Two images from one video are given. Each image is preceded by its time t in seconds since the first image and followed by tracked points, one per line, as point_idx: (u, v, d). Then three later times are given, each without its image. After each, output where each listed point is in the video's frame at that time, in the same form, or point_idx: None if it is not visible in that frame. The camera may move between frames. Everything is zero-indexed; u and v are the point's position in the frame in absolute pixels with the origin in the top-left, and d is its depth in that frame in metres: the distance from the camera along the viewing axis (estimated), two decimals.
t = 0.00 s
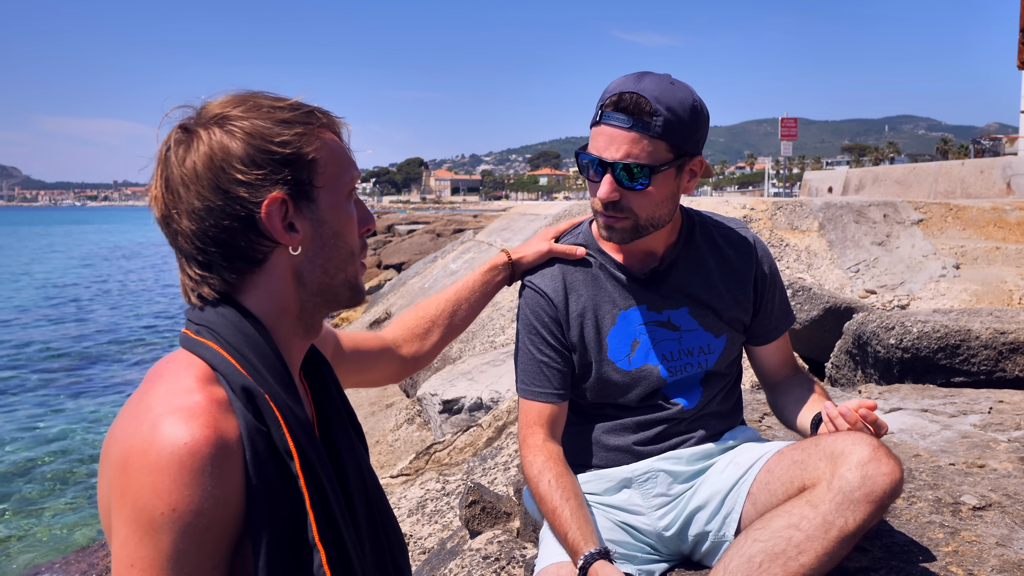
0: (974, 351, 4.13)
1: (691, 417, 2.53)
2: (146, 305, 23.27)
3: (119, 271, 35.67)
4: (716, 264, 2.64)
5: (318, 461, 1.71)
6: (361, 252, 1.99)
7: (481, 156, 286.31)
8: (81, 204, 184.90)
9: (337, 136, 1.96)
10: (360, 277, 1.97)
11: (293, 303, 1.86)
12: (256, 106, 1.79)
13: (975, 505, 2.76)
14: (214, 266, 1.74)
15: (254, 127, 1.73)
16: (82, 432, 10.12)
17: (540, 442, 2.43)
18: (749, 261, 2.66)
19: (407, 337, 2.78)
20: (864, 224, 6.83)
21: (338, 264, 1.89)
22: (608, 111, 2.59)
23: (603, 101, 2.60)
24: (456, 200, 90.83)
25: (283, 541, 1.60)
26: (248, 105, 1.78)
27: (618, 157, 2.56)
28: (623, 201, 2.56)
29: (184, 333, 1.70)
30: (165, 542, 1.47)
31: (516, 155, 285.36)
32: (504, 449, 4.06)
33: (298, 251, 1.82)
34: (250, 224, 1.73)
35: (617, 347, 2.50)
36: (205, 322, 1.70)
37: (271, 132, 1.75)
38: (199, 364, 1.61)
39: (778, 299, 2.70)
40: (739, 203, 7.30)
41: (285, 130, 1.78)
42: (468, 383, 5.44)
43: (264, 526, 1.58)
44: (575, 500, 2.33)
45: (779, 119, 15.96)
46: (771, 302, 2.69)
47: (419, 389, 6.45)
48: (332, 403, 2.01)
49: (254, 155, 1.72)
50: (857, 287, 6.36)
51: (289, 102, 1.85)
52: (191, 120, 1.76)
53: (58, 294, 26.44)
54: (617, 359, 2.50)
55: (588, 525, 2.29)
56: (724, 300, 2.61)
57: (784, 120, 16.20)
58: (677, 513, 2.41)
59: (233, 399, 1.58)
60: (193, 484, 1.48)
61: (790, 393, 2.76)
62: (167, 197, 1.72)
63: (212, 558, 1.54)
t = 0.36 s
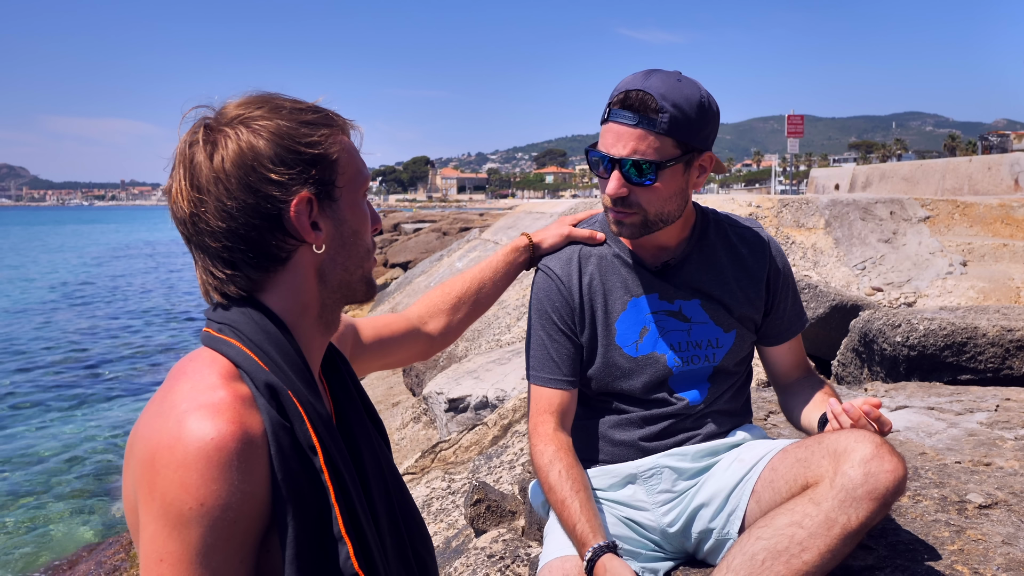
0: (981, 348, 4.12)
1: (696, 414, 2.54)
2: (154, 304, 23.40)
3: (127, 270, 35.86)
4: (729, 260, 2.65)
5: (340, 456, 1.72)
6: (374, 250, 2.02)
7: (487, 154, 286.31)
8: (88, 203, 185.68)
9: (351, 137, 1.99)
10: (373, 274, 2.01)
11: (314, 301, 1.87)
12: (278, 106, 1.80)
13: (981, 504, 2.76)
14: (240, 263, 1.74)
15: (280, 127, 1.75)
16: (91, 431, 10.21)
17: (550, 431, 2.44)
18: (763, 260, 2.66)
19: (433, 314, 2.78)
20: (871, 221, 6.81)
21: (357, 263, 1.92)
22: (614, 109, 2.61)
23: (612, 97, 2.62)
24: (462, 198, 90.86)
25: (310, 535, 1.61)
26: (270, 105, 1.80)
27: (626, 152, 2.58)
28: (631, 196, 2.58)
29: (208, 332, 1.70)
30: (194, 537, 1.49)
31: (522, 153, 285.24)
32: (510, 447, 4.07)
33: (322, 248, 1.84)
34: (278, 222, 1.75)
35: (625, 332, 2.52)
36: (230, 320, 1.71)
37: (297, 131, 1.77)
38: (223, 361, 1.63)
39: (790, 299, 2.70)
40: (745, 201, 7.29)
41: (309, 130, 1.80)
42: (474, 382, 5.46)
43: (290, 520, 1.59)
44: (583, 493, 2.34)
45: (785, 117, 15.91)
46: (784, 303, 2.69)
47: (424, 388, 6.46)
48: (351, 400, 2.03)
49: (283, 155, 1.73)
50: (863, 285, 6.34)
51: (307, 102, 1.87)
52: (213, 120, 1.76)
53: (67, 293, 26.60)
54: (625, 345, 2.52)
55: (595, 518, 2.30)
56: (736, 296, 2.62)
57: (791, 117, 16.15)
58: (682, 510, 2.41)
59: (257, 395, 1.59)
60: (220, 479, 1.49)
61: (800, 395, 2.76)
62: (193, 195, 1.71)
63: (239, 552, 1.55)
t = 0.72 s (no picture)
0: (988, 347, 4.11)
1: (705, 413, 2.54)
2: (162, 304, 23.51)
3: (135, 270, 36.04)
4: (743, 259, 2.66)
5: (344, 457, 1.74)
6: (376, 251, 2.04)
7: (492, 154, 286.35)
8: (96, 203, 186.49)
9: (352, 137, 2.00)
10: (375, 274, 2.02)
11: (317, 303, 1.88)
12: (278, 109, 1.81)
13: (987, 504, 2.75)
14: (242, 266, 1.76)
15: (281, 129, 1.76)
16: (100, 431, 10.27)
17: (561, 428, 2.45)
18: (777, 260, 2.67)
19: (442, 317, 2.80)
20: (878, 220, 6.79)
21: (359, 264, 1.94)
22: (632, 111, 2.63)
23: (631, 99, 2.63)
24: (467, 198, 90.90)
25: (313, 537, 1.63)
26: (270, 107, 1.81)
27: (644, 154, 2.59)
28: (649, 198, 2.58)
29: (212, 335, 1.72)
30: (198, 539, 1.50)
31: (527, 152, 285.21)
32: (516, 447, 4.09)
33: (324, 251, 1.85)
34: (281, 225, 1.76)
35: (637, 330, 2.54)
36: (233, 323, 1.73)
37: (297, 134, 1.78)
38: (227, 364, 1.64)
39: (803, 300, 2.71)
40: (751, 200, 7.29)
41: (309, 132, 1.81)
42: (480, 381, 5.47)
43: (294, 521, 1.60)
44: (593, 492, 2.34)
45: (792, 115, 15.88)
46: (796, 303, 2.70)
47: (430, 388, 6.48)
48: (356, 400, 2.04)
49: (284, 157, 1.75)
50: (870, 284, 6.32)
51: (308, 104, 1.88)
52: (214, 122, 1.77)
53: (75, 293, 26.75)
54: (637, 343, 2.53)
55: (604, 516, 2.30)
56: (750, 295, 2.62)
57: (798, 116, 16.10)
58: (688, 509, 2.42)
59: (261, 397, 1.61)
60: (224, 481, 1.51)
61: (808, 399, 2.76)
62: (195, 199, 1.72)
63: (244, 554, 1.57)
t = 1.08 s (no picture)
0: (994, 345, 4.09)
1: (708, 411, 2.53)
2: (168, 300, 23.60)
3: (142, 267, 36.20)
4: (745, 256, 2.64)
5: (345, 458, 1.74)
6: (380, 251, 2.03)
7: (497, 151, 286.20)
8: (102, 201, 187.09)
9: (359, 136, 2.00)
10: (379, 275, 2.02)
11: (321, 303, 1.88)
12: (287, 106, 1.81)
13: (994, 503, 2.74)
14: (246, 265, 1.75)
15: (289, 128, 1.76)
16: (106, 428, 10.31)
17: (563, 428, 2.45)
18: (779, 257, 2.65)
19: (442, 316, 2.79)
20: (884, 217, 6.76)
21: (363, 264, 1.94)
22: (628, 109, 2.60)
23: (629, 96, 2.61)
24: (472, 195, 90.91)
25: (314, 538, 1.63)
26: (279, 104, 1.80)
27: (641, 151, 2.57)
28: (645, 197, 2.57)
29: (215, 334, 1.72)
30: (198, 540, 1.50)
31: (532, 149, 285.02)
32: (520, 445, 4.09)
33: (329, 251, 1.85)
34: (286, 225, 1.76)
35: (637, 328, 2.54)
36: (236, 322, 1.73)
37: (305, 132, 1.78)
38: (228, 364, 1.64)
39: (806, 297, 2.70)
40: (757, 197, 7.26)
41: (317, 131, 1.81)
42: (484, 379, 5.47)
43: (294, 523, 1.60)
44: (595, 492, 2.34)
45: (798, 112, 15.83)
46: (800, 300, 2.69)
47: (435, 385, 6.49)
48: (358, 399, 2.04)
49: (291, 157, 1.74)
50: (876, 281, 6.29)
51: (316, 103, 1.88)
52: (221, 119, 1.76)
53: (82, 290, 26.86)
54: (637, 341, 2.53)
55: (606, 516, 2.30)
56: (751, 291, 2.61)
57: (804, 112, 16.05)
58: (692, 508, 2.41)
59: (262, 398, 1.61)
60: (224, 483, 1.51)
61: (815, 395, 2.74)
62: (200, 196, 1.72)
63: (244, 555, 1.57)
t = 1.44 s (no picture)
0: (997, 340, 4.05)
1: (709, 404, 2.51)
2: (170, 296, 23.61)
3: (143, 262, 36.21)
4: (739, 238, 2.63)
5: (347, 452, 1.72)
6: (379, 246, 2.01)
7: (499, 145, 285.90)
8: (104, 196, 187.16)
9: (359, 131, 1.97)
10: (379, 271, 2.00)
11: (319, 298, 1.86)
12: (285, 99, 1.78)
13: (998, 499, 2.72)
14: (244, 260, 1.73)
15: (287, 122, 1.73)
16: (107, 423, 10.30)
17: (564, 422, 2.42)
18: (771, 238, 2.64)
19: (438, 310, 2.77)
20: (886, 212, 6.73)
21: (362, 260, 1.91)
22: (679, 150, 2.41)
23: (669, 138, 2.41)
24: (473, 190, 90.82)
25: (316, 534, 1.61)
26: (277, 98, 1.78)
27: (704, 186, 2.42)
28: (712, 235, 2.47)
29: (212, 330, 1.70)
30: (199, 537, 1.48)
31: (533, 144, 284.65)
32: (522, 440, 4.07)
33: (328, 247, 1.83)
34: (284, 220, 1.74)
35: (634, 323, 2.52)
36: (234, 317, 1.71)
37: (303, 127, 1.75)
38: (227, 359, 1.62)
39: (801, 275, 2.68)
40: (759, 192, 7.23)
41: (316, 125, 1.79)
42: (486, 373, 5.46)
43: (296, 519, 1.58)
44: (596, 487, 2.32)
45: (800, 106, 15.80)
46: (796, 277, 2.67)
47: (436, 380, 6.47)
48: (360, 392, 2.02)
49: (289, 151, 1.72)
50: (878, 276, 6.26)
51: (315, 96, 1.85)
52: (219, 112, 1.74)
53: (83, 285, 26.86)
54: (635, 336, 2.51)
55: (608, 511, 2.28)
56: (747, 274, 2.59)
57: (805, 107, 16.01)
58: (694, 503, 2.39)
59: (262, 393, 1.59)
60: (224, 479, 1.49)
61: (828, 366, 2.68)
62: (197, 190, 1.70)
63: (246, 551, 1.55)
